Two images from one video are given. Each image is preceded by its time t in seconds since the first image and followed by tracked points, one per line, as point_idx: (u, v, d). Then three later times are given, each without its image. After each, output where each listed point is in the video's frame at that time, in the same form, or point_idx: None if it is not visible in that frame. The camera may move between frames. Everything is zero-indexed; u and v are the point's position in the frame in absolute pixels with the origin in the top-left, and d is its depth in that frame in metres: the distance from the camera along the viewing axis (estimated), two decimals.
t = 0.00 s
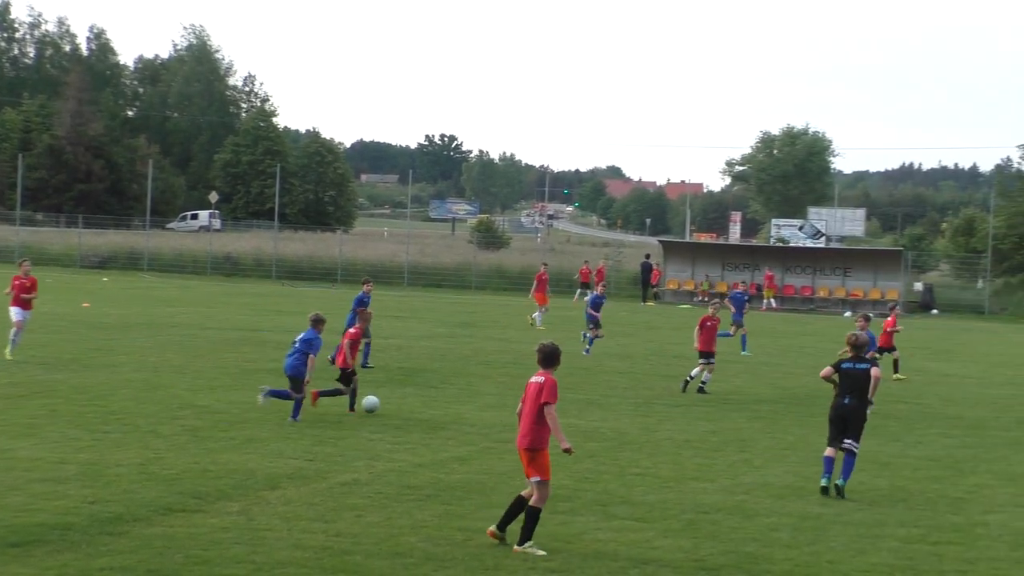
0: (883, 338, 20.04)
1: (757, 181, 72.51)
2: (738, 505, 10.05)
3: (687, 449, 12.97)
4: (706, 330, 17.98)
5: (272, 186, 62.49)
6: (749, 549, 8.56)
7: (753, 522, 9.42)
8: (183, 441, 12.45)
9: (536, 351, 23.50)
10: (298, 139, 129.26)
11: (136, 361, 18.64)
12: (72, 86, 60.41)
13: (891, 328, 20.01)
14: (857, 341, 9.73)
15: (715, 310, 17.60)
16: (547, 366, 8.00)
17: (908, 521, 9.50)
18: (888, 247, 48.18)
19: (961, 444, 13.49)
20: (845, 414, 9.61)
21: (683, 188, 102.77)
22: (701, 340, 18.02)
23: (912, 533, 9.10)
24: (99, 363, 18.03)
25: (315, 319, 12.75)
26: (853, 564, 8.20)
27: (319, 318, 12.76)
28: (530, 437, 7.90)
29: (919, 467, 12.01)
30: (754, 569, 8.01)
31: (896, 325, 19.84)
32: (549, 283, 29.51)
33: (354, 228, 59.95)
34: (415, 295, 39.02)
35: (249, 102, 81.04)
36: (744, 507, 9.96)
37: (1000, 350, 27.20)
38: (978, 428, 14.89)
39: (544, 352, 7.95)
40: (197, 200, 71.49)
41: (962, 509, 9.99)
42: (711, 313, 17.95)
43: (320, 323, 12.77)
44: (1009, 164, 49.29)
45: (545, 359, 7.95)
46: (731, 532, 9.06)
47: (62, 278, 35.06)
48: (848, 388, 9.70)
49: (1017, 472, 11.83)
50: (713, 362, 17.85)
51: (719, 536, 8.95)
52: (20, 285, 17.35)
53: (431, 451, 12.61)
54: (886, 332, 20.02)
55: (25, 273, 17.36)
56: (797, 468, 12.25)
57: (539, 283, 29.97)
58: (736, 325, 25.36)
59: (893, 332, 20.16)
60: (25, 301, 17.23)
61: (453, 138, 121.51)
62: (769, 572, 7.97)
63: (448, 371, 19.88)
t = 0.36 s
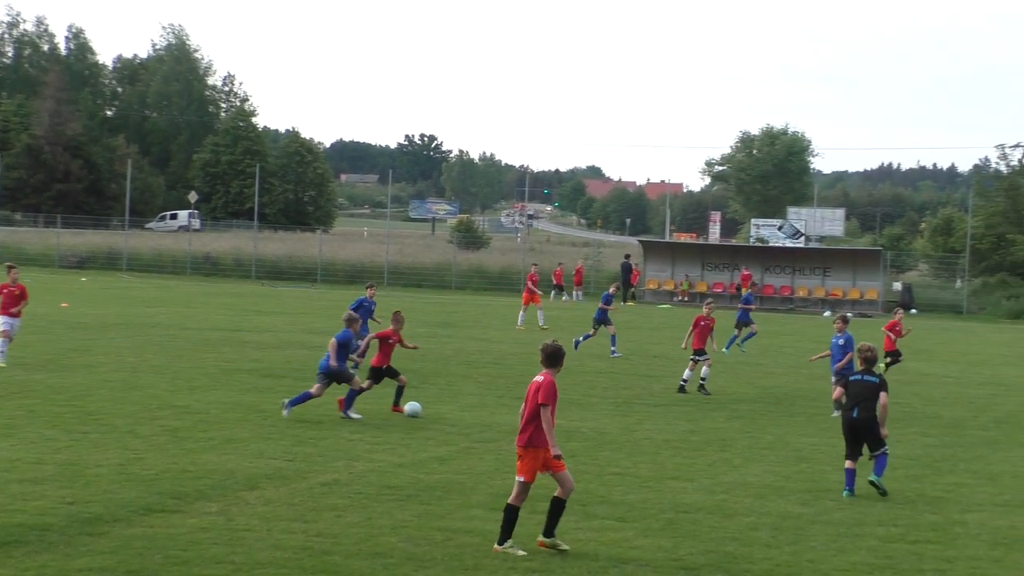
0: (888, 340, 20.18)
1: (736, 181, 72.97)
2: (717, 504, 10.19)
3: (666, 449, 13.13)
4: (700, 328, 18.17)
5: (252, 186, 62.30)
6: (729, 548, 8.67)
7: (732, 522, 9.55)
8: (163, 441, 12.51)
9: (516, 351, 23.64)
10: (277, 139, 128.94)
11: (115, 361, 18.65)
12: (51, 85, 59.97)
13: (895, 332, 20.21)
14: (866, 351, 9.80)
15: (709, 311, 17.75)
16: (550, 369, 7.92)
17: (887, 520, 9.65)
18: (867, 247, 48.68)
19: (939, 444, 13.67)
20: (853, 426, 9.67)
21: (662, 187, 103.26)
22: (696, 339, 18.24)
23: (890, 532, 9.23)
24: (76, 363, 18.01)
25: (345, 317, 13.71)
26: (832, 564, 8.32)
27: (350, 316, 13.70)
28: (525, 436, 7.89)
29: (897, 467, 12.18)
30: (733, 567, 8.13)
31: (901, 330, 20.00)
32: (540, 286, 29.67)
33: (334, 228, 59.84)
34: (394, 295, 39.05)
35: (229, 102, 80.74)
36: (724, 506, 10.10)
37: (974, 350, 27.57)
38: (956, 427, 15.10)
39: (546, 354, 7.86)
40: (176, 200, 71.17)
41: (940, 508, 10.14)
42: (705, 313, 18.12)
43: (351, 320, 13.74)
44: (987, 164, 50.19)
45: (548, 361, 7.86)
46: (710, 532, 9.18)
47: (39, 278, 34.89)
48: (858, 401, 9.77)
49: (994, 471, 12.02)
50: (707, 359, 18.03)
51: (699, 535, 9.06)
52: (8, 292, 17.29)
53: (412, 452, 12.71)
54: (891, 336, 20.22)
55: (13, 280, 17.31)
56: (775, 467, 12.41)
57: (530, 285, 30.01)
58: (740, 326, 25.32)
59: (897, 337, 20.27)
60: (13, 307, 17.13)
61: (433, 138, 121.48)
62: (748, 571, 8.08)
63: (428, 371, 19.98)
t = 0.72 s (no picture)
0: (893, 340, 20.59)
1: (714, 180, 73.45)
2: (695, 504, 10.32)
3: (644, 448, 13.29)
4: (696, 333, 18.30)
5: (229, 186, 62.08)
6: (707, 548, 8.78)
7: (709, 521, 9.66)
8: (140, 442, 12.57)
9: (494, 351, 23.79)
10: (255, 139, 128.58)
11: (92, 361, 18.67)
12: (27, 84, 59.53)
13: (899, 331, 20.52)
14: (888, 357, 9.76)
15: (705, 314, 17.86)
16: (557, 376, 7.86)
17: (864, 519, 9.77)
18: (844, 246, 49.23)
19: (916, 443, 13.85)
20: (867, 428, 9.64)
21: (640, 188, 103.72)
22: (692, 342, 18.42)
23: (867, 531, 9.35)
24: (53, 363, 18.01)
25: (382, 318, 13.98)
26: (809, 562, 8.43)
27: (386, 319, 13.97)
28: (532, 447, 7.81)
29: (875, 466, 12.35)
30: (708, 565, 8.23)
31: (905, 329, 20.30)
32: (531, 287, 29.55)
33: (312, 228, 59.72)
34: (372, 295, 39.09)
35: (207, 102, 80.42)
36: (702, 506, 10.23)
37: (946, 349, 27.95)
38: (933, 427, 15.29)
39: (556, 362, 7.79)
40: (153, 200, 70.86)
41: (916, 506, 10.31)
42: (700, 316, 18.22)
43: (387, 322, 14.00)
44: (964, 164, 50.79)
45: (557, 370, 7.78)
46: (687, 531, 9.32)
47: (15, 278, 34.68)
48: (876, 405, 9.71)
49: (970, 470, 12.19)
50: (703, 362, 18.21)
51: (677, 534, 9.20)
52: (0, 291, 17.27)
53: (390, 452, 12.83)
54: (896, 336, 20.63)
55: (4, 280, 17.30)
56: (753, 466, 12.58)
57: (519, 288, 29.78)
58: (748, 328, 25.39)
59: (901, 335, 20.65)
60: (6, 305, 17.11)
61: (412, 138, 121.46)
62: (726, 569, 8.20)
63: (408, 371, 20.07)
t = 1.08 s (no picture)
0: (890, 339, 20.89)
1: (689, 179, 74.01)
2: (670, 503, 10.54)
3: (619, 448, 13.53)
4: (689, 330, 18.63)
5: (203, 186, 61.79)
6: (682, 546, 8.96)
7: (685, 520, 9.87)
8: (114, 442, 12.65)
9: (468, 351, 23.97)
10: (230, 138, 128.06)
11: (65, 361, 18.67)
12: None
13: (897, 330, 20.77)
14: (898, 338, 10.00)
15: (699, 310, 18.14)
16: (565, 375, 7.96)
17: (839, 517, 10.01)
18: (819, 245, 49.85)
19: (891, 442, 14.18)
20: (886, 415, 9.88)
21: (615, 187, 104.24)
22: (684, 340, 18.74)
23: (842, 529, 9.57)
24: (25, 363, 17.98)
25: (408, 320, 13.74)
26: (783, 561, 8.61)
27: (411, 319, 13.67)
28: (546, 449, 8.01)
29: (846, 466, 12.63)
30: (682, 563, 8.43)
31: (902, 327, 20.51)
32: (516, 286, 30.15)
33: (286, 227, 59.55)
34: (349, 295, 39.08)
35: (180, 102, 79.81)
36: (677, 505, 10.46)
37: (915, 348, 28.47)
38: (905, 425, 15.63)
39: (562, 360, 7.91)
40: (127, 199, 70.48)
41: (889, 505, 10.55)
42: (693, 313, 18.60)
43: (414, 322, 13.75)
44: (937, 164, 51.61)
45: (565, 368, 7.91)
46: (663, 530, 9.51)
47: None
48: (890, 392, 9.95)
49: (944, 468, 12.48)
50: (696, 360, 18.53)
51: (651, 533, 9.39)
52: None
53: (367, 451, 12.97)
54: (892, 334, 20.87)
55: None
56: (727, 464, 12.84)
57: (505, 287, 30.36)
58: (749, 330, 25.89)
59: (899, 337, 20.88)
60: None
61: (386, 137, 121.28)
62: (698, 567, 8.40)
63: (384, 371, 20.20)
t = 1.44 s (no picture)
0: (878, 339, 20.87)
1: (653, 178, 74.66)
2: (633, 500, 10.86)
3: (583, 446, 13.85)
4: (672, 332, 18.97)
5: (167, 184, 61.33)
6: (645, 544, 9.22)
7: (649, 518, 10.14)
8: (76, 441, 12.75)
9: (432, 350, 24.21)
10: (193, 136, 127.06)
11: (26, 360, 18.68)
12: None
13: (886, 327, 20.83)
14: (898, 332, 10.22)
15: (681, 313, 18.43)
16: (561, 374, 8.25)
17: (802, 514, 10.32)
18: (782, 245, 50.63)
19: (855, 441, 14.67)
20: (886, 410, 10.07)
21: (580, 186, 104.87)
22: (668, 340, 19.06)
23: (805, 526, 9.86)
24: None
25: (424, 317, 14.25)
26: (747, 558, 8.85)
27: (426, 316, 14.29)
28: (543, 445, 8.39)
29: (809, 463, 13.00)
30: (644, 558, 8.69)
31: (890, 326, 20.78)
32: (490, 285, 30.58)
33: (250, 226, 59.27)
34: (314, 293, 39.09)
35: (144, 100, 78.90)
36: (641, 502, 10.76)
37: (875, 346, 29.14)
38: (868, 424, 16.12)
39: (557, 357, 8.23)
40: (89, 198, 69.75)
41: (854, 502, 10.87)
42: (676, 315, 18.91)
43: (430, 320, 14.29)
44: (898, 165, 52.63)
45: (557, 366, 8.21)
46: (627, 528, 9.79)
47: None
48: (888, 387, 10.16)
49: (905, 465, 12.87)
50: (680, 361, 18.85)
51: (614, 532, 9.67)
52: None
53: (332, 451, 13.18)
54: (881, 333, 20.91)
55: None
56: (689, 462, 13.19)
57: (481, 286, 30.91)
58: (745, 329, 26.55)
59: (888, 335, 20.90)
60: None
61: (351, 136, 120.87)
62: (658, 563, 8.68)
63: (349, 369, 20.38)
